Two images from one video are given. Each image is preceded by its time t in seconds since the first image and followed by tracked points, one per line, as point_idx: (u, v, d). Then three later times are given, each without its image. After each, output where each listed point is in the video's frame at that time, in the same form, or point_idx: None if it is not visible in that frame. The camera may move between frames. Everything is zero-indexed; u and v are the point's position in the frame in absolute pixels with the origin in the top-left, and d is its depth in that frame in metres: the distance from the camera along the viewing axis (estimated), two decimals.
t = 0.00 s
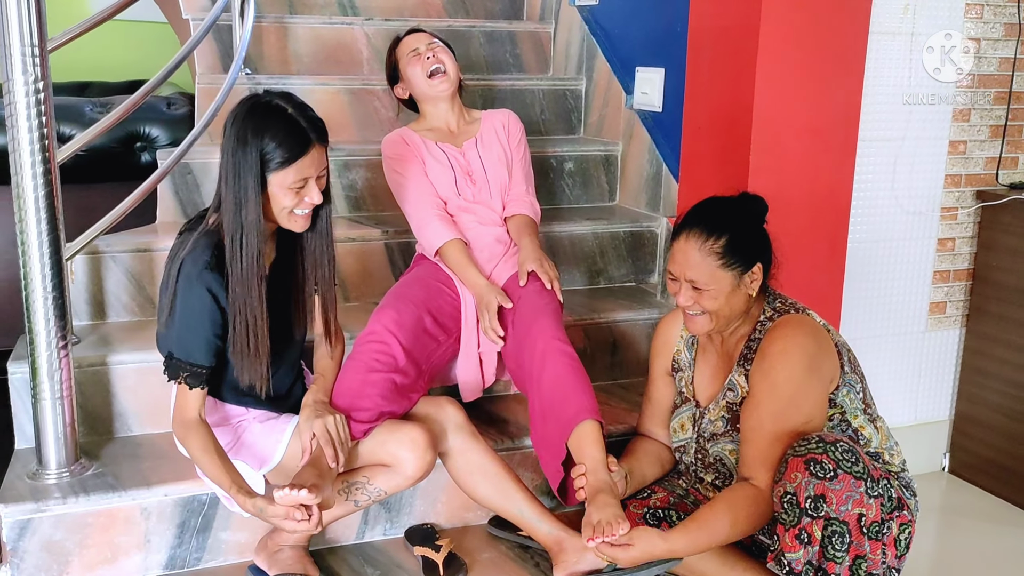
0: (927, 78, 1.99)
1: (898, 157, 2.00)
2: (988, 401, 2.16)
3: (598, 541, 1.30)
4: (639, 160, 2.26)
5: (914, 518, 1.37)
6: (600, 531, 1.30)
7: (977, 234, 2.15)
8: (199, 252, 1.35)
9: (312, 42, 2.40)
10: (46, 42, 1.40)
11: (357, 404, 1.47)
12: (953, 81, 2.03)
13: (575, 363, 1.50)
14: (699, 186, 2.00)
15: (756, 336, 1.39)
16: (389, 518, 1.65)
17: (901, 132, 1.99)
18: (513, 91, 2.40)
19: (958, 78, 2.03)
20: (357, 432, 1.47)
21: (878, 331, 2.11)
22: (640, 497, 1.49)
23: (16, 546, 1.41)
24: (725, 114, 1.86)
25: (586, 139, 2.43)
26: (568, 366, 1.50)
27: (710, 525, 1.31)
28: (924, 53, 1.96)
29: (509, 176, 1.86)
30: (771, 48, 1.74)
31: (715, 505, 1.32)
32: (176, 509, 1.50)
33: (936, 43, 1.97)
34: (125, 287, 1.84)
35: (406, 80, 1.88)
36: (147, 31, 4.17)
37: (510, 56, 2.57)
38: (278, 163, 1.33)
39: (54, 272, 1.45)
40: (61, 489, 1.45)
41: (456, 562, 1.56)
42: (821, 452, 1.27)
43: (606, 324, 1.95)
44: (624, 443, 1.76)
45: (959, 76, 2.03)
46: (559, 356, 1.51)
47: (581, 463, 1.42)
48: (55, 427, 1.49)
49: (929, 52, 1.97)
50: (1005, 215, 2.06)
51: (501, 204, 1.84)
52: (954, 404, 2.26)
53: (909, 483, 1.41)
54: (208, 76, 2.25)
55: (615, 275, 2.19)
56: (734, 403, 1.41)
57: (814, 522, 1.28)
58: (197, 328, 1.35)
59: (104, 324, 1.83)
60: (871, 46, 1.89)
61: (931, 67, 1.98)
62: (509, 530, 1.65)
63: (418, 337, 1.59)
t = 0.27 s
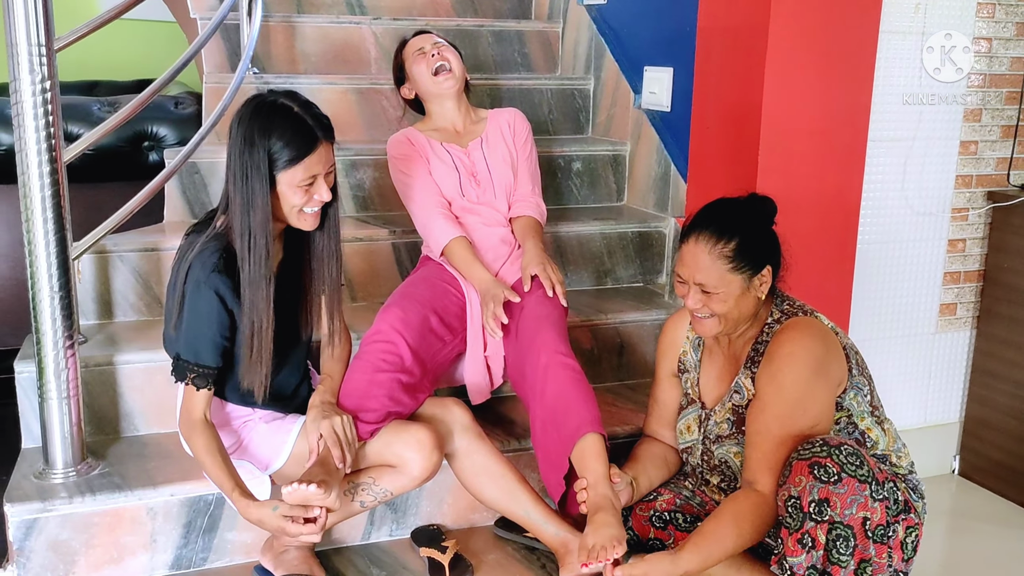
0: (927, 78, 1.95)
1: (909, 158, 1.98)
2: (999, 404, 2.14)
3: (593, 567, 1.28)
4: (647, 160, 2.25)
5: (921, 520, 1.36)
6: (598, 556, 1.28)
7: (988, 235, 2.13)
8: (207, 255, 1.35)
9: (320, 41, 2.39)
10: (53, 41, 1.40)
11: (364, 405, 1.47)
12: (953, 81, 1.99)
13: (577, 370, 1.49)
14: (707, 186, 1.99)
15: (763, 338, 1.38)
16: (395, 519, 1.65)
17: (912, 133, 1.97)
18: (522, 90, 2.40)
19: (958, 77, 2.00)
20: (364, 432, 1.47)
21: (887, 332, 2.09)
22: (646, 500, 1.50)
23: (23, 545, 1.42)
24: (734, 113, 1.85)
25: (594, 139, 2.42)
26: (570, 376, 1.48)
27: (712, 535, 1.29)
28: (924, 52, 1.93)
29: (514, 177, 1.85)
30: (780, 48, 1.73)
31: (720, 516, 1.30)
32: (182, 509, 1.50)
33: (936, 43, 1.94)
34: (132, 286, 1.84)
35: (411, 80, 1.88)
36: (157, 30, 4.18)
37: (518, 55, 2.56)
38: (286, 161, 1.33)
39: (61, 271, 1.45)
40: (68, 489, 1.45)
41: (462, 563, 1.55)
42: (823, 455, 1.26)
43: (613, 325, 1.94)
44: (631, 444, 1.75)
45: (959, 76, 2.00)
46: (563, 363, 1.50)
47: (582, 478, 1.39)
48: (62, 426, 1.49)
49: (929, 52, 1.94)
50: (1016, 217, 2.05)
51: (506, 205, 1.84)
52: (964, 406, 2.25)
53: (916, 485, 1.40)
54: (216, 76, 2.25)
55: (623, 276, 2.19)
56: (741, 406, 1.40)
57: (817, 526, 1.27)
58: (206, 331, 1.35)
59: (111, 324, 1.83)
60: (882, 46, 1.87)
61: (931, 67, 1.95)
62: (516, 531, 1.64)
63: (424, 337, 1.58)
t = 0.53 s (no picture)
0: (926, 77, 1.93)
1: (918, 158, 1.97)
2: (1008, 404, 2.13)
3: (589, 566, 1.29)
4: (655, 160, 2.24)
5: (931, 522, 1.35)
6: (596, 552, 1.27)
7: (997, 236, 2.12)
8: (216, 254, 1.35)
9: (327, 40, 2.39)
10: (61, 40, 1.40)
11: (367, 404, 1.46)
12: (953, 81, 1.97)
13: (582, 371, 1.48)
14: (715, 186, 1.99)
15: (772, 340, 1.37)
16: (401, 519, 1.65)
17: (921, 133, 1.96)
18: (528, 90, 2.39)
19: (958, 77, 1.98)
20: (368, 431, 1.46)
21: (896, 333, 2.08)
22: (654, 501, 1.49)
23: (29, 544, 1.42)
24: (742, 112, 1.84)
25: (602, 139, 2.42)
26: (575, 378, 1.47)
27: (721, 536, 1.28)
28: (924, 52, 1.90)
29: (522, 176, 1.85)
30: (789, 47, 1.72)
31: (729, 517, 1.30)
32: (188, 508, 1.50)
33: (935, 43, 1.91)
34: (139, 285, 1.84)
35: (420, 81, 1.88)
36: (164, 29, 4.19)
37: (525, 54, 2.56)
38: (291, 159, 1.33)
39: (68, 270, 1.45)
40: (75, 488, 1.46)
41: (468, 564, 1.55)
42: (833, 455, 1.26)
43: (621, 325, 1.94)
44: (638, 445, 1.75)
45: (959, 76, 1.98)
46: (569, 364, 1.49)
47: (587, 481, 1.38)
48: (69, 425, 1.49)
49: (930, 52, 1.91)
50: None
51: (514, 205, 1.83)
52: (973, 407, 2.23)
53: (925, 486, 1.39)
54: (223, 75, 2.25)
55: (630, 275, 2.18)
56: (750, 407, 1.39)
57: (827, 527, 1.26)
58: (214, 331, 1.35)
59: (118, 323, 1.83)
60: (892, 46, 1.86)
61: (931, 67, 1.93)
62: (523, 532, 1.64)
63: (431, 342, 1.58)
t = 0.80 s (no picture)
0: (927, 77, 1.91)
1: (924, 158, 1.97)
2: (1014, 406, 2.12)
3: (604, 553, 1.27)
4: (660, 160, 2.24)
5: (938, 524, 1.35)
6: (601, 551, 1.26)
7: (1004, 236, 2.11)
8: (218, 254, 1.35)
9: (333, 40, 2.39)
10: (67, 39, 1.40)
11: (370, 402, 1.46)
12: (953, 81, 1.96)
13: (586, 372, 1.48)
14: (721, 186, 1.98)
15: (780, 340, 1.37)
16: (407, 519, 1.65)
17: (928, 133, 1.95)
18: (534, 89, 2.39)
19: (957, 77, 1.96)
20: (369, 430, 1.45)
21: (902, 333, 2.08)
22: (659, 501, 1.49)
23: (35, 543, 1.42)
24: (748, 111, 1.84)
25: (607, 138, 2.41)
26: (581, 379, 1.47)
27: (726, 537, 1.28)
28: (924, 52, 1.89)
29: (531, 176, 1.85)
30: (795, 47, 1.72)
31: (735, 519, 1.29)
32: (194, 507, 1.50)
33: (935, 43, 1.90)
34: (144, 284, 1.84)
35: (431, 78, 1.89)
36: (170, 28, 4.20)
37: (530, 54, 2.56)
38: (288, 161, 1.32)
39: (74, 269, 1.45)
40: (81, 486, 1.46)
41: (473, 563, 1.55)
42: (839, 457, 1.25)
43: (626, 325, 1.94)
44: (644, 445, 1.74)
45: (959, 76, 1.96)
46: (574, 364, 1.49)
47: (592, 481, 1.38)
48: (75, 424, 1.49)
49: (929, 52, 1.90)
50: None
51: (520, 205, 1.83)
52: (979, 408, 2.23)
53: (932, 488, 1.38)
54: (229, 74, 2.25)
55: (635, 275, 2.18)
56: (756, 408, 1.39)
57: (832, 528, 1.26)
58: (217, 332, 1.35)
59: (123, 322, 1.83)
60: (898, 45, 1.85)
61: (931, 67, 1.91)
62: (528, 532, 1.64)
63: (436, 342, 1.58)
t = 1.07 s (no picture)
0: (927, 78, 1.90)
1: (929, 157, 1.96)
2: (1018, 405, 2.12)
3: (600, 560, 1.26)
4: (663, 158, 2.24)
5: (942, 524, 1.34)
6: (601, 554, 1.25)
7: (1008, 235, 2.11)
8: (214, 255, 1.36)
9: (336, 38, 2.39)
10: (70, 37, 1.40)
11: (372, 400, 1.46)
12: (953, 81, 1.95)
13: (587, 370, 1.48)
14: (724, 185, 1.98)
15: (785, 340, 1.37)
16: (409, 517, 1.65)
17: (932, 133, 1.95)
18: (537, 88, 2.38)
19: (957, 77, 1.95)
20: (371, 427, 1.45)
21: (906, 332, 2.07)
22: (662, 501, 1.48)
23: (38, 541, 1.42)
24: (751, 110, 1.84)
25: (610, 137, 2.41)
26: (585, 381, 1.47)
27: (729, 536, 1.28)
28: (924, 53, 1.88)
29: (534, 176, 1.85)
30: (799, 46, 1.71)
31: (738, 517, 1.29)
32: (197, 505, 1.50)
33: (935, 44, 1.89)
34: (147, 282, 1.84)
35: (438, 75, 1.89)
36: (174, 27, 4.20)
37: (533, 52, 2.55)
38: (275, 171, 1.31)
39: (77, 267, 1.45)
40: (84, 484, 1.46)
41: (476, 562, 1.55)
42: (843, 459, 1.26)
43: (629, 324, 1.93)
44: (647, 444, 1.74)
45: (959, 76, 1.96)
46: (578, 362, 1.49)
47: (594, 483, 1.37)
48: (78, 422, 1.49)
49: (929, 52, 1.89)
50: None
51: (523, 204, 1.84)
52: (982, 408, 2.23)
53: (937, 488, 1.38)
54: (232, 72, 2.25)
55: (639, 274, 2.17)
56: (761, 407, 1.39)
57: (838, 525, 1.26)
58: (216, 331, 1.36)
59: (126, 320, 1.83)
60: (902, 44, 1.84)
61: (931, 68, 1.90)
62: (531, 530, 1.64)
63: (439, 340, 1.58)
